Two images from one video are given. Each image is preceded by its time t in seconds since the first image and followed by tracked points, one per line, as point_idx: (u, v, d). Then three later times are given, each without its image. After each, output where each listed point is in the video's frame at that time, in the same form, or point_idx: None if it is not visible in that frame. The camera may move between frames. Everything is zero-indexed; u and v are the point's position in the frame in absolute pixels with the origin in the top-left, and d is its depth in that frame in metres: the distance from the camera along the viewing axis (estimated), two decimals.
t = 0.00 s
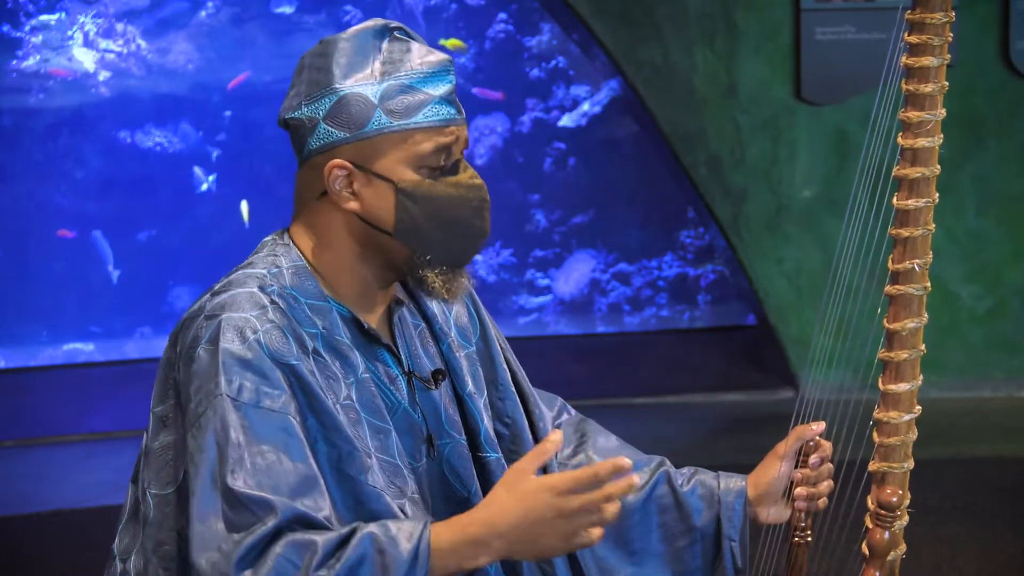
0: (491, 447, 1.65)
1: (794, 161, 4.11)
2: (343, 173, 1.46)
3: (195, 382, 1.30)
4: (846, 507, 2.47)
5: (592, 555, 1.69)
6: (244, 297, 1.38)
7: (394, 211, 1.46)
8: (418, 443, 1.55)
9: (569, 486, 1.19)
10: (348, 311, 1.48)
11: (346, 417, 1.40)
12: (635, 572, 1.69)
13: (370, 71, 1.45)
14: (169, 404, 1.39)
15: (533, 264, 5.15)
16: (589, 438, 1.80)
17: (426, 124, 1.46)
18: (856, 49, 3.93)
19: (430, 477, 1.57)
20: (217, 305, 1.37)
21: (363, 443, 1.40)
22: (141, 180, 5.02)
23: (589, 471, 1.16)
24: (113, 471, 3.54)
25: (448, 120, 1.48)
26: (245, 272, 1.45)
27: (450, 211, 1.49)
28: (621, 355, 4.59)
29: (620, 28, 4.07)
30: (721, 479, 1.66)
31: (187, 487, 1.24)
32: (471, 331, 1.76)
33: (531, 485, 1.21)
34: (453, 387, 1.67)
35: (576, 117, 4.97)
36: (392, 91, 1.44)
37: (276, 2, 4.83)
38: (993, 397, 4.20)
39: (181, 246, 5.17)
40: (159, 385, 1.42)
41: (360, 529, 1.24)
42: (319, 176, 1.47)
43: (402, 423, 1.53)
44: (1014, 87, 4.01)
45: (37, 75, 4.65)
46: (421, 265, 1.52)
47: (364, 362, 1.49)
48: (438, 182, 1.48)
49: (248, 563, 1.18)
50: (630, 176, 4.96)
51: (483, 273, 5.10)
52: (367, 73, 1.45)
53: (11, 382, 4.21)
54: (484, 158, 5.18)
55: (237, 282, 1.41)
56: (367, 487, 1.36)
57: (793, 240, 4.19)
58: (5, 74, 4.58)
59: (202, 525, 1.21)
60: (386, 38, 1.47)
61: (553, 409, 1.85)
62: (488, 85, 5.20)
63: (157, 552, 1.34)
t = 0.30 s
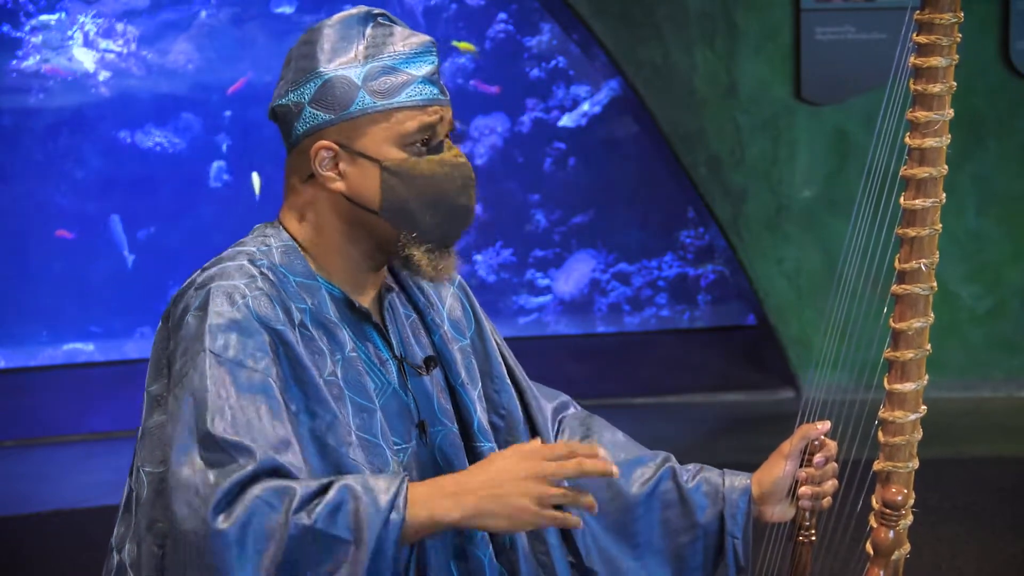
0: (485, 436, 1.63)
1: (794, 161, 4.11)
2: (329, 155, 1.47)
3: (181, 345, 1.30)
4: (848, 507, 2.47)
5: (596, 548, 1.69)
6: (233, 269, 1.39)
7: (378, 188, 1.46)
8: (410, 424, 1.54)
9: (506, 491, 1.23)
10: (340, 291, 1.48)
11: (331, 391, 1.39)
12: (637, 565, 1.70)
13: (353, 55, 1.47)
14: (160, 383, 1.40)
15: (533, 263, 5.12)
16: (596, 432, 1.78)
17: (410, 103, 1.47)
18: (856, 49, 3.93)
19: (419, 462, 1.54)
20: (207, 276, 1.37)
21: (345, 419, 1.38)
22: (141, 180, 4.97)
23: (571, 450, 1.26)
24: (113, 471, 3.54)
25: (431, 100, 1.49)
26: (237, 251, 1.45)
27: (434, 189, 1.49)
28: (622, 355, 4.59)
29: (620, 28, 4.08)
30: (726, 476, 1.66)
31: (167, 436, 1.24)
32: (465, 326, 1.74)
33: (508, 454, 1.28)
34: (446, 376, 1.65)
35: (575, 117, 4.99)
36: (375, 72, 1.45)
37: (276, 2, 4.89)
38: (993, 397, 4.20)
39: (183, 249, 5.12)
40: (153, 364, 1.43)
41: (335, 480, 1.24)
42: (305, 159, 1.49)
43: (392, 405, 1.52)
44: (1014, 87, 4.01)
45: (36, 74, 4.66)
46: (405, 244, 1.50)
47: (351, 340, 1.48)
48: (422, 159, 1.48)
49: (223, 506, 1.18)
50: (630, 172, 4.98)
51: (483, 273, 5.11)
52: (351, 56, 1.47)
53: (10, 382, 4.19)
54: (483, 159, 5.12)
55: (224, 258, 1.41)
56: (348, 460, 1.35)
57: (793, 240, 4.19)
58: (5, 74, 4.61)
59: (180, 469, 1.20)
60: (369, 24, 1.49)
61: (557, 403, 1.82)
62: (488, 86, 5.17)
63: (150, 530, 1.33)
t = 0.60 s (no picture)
0: (479, 423, 1.63)
1: (794, 161, 4.11)
2: (313, 149, 1.45)
3: (186, 298, 1.27)
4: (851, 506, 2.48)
5: (601, 533, 1.70)
6: (230, 248, 1.37)
7: (352, 191, 1.44)
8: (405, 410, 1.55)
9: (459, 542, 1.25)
10: (333, 278, 1.50)
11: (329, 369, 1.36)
12: (640, 553, 1.71)
13: (352, 54, 1.44)
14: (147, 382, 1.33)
15: (533, 264, 5.17)
16: (602, 419, 1.77)
17: (398, 111, 1.43)
18: (856, 49, 3.93)
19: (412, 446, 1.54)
20: (203, 255, 1.35)
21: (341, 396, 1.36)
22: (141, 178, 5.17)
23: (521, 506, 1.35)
24: (113, 471, 3.54)
25: (421, 111, 1.44)
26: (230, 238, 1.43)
27: (407, 201, 1.45)
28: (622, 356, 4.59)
29: (620, 28, 4.09)
30: (730, 472, 1.66)
31: (183, 342, 1.20)
32: (460, 313, 1.74)
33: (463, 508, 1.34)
34: (440, 363, 1.65)
35: (575, 117, 4.99)
36: (368, 75, 1.42)
37: (276, 2, 4.88)
38: (993, 397, 4.21)
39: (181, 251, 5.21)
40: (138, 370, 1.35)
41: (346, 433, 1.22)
42: (293, 150, 1.48)
43: (388, 387, 1.52)
44: (1014, 87, 4.02)
45: (36, 75, 4.62)
46: (368, 250, 1.49)
47: (347, 324, 1.47)
48: (398, 169, 1.44)
49: (253, 402, 1.14)
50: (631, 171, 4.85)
51: (483, 273, 5.16)
52: (350, 55, 1.44)
53: (10, 382, 4.13)
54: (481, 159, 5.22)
55: (218, 241, 1.40)
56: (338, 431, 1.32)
57: (793, 240, 4.19)
58: (5, 74, 4.52)
59: (206, 359, 1.16)
60: (377, 25, 1.47)
61: (562, 387, 1.81)
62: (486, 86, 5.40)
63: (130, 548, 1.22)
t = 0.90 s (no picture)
0: (480, 428, 1.64)
1: (794, 161, 4.12)
2: (309, 152, 1.51)
3: (181, 289, 1.36)
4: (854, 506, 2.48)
5: (602, 537, 1.69)
6: (227, 248, 1.43)
7: (346, 192, 1.49)
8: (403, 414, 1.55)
9: (458, 510, 1.29)
10: (330, 280, 1.52)
11: (323, 372, 1.40)
12: (642, 557, 1.71)
13: (347, 56, 1.49)
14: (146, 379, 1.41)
15: (533, 264, 5.10)
16: (603, 424, 1.77)
17: (390, 113, 1.48)
18: (858, 48, 3.95)
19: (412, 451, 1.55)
20: (200, 253, 1.43)
21: (336, 401, 1.39)
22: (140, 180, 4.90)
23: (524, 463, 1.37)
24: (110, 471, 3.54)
25: (413, 113, 1.49)
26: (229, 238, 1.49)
27: (400, 200, 1.49)
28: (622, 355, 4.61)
29: (621, 29, 4.06)
30: (730, 475, 1.66)
31: (168, 339, 1.29)
32: (463, 317, 1.74)
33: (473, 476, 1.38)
34: (440, 367, 1.66)
35: (576, 117, 5.03)
36: (361, 77, 1.47)
37: (276, 2, 4.97)
38: (994, 397, 4.21)
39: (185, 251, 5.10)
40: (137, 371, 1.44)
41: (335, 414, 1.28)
42: (291, 153, 1.54)
43: (385, 391, 1.53)
44: (1015, 87, 4.02)
45: (37, 74, 4.66)
46: (367, 249, 1.52)
47: (344, 327, 1.49)
48: (390, 170, 1.49)
49: (231, 384, 1.23)
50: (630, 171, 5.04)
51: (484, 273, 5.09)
52: (346, 57, 1.49)
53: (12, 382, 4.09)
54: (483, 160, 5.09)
55: (216, 242, 1.45)
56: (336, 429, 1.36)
57: (794, 240, 4.19)
58: (5, 74, 4.63)
59: (189, 349, 1.26)
60: (376, 26, 1.50)
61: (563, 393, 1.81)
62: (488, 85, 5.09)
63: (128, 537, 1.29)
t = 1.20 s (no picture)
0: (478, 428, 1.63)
1: (794, 162, 4.12)
2: (305, 154, 1.52)
3: (184, 275, 1.35)
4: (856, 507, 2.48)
5: (603, 539, 1.69)
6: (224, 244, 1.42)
7: (344, 191, 1.50)
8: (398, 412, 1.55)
9: (469, 471, 1.23)
10: (329, 278, 1.52)
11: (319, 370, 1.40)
12: (645, 559, 1.71)
13: (338, 57, 1.48)
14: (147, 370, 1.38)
15: (533, 264, 5.12)
16: (605, 427, 1.76)
17: (384, 109, 1.48)
18: (857, 48, 3.94)
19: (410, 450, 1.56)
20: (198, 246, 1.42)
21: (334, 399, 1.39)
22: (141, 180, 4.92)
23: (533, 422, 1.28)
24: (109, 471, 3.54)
25: (407, 108, 1.49)
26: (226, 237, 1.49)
27: (398, 196, 1.49)
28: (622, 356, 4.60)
29: (620, 29, 4.06)
30: (733, 476, 1.67)
31: (175, 321, 1.27)
32: (465, 320, 1.74)
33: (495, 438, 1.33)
34: (440, 369, 1.66)
35: (576, 117, 4.99)
36: (354, 76, 1.47)
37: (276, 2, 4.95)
38: (994, 397, 4.21)
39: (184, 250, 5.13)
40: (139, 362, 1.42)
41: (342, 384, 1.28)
42: (287, 156, 1.54)
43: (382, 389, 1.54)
44: (1016, 87, 4.02)
45: (37, 74, 4.65)
46: (368, 246, 1.53)
47: (341, 324, 1.49)
48: (387, 167, 1.49)
49: (244, 357, 1.21)
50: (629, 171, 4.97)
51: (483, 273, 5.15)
52: (336, 58, 1.48)
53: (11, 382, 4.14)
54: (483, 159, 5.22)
55: (213, 238, 1.44)
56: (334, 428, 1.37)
57: (794, 241, 4.19)
58: (4, 74, 4.61)
59: (200, 327, 1.24)
60: (365, 26, 1.50)
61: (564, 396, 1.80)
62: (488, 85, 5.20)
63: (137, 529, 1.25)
